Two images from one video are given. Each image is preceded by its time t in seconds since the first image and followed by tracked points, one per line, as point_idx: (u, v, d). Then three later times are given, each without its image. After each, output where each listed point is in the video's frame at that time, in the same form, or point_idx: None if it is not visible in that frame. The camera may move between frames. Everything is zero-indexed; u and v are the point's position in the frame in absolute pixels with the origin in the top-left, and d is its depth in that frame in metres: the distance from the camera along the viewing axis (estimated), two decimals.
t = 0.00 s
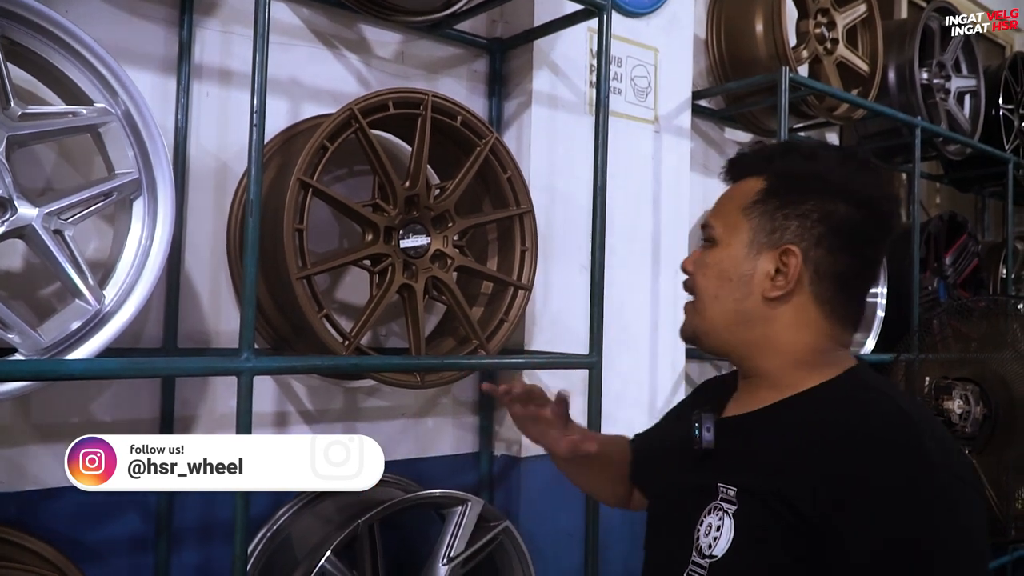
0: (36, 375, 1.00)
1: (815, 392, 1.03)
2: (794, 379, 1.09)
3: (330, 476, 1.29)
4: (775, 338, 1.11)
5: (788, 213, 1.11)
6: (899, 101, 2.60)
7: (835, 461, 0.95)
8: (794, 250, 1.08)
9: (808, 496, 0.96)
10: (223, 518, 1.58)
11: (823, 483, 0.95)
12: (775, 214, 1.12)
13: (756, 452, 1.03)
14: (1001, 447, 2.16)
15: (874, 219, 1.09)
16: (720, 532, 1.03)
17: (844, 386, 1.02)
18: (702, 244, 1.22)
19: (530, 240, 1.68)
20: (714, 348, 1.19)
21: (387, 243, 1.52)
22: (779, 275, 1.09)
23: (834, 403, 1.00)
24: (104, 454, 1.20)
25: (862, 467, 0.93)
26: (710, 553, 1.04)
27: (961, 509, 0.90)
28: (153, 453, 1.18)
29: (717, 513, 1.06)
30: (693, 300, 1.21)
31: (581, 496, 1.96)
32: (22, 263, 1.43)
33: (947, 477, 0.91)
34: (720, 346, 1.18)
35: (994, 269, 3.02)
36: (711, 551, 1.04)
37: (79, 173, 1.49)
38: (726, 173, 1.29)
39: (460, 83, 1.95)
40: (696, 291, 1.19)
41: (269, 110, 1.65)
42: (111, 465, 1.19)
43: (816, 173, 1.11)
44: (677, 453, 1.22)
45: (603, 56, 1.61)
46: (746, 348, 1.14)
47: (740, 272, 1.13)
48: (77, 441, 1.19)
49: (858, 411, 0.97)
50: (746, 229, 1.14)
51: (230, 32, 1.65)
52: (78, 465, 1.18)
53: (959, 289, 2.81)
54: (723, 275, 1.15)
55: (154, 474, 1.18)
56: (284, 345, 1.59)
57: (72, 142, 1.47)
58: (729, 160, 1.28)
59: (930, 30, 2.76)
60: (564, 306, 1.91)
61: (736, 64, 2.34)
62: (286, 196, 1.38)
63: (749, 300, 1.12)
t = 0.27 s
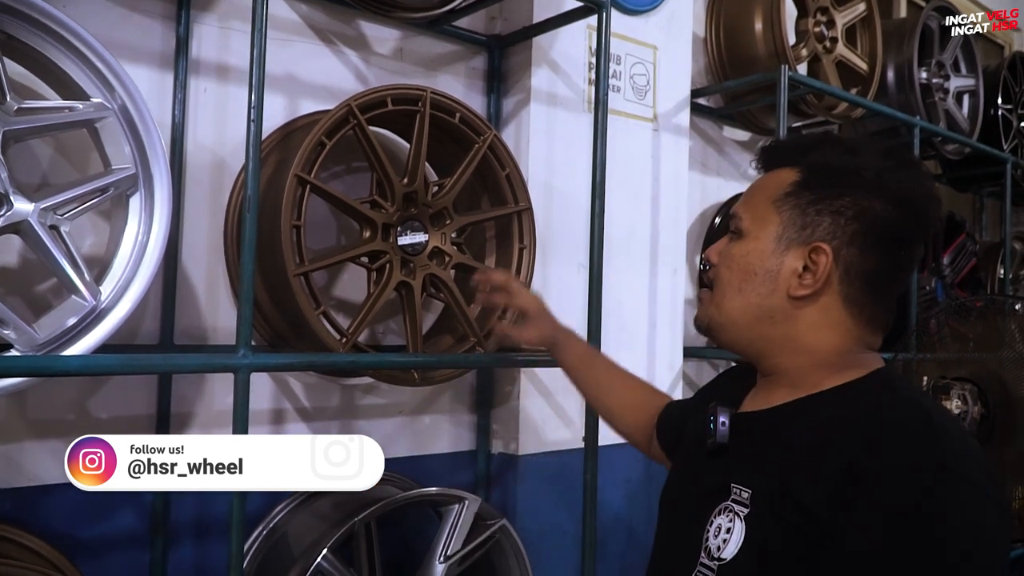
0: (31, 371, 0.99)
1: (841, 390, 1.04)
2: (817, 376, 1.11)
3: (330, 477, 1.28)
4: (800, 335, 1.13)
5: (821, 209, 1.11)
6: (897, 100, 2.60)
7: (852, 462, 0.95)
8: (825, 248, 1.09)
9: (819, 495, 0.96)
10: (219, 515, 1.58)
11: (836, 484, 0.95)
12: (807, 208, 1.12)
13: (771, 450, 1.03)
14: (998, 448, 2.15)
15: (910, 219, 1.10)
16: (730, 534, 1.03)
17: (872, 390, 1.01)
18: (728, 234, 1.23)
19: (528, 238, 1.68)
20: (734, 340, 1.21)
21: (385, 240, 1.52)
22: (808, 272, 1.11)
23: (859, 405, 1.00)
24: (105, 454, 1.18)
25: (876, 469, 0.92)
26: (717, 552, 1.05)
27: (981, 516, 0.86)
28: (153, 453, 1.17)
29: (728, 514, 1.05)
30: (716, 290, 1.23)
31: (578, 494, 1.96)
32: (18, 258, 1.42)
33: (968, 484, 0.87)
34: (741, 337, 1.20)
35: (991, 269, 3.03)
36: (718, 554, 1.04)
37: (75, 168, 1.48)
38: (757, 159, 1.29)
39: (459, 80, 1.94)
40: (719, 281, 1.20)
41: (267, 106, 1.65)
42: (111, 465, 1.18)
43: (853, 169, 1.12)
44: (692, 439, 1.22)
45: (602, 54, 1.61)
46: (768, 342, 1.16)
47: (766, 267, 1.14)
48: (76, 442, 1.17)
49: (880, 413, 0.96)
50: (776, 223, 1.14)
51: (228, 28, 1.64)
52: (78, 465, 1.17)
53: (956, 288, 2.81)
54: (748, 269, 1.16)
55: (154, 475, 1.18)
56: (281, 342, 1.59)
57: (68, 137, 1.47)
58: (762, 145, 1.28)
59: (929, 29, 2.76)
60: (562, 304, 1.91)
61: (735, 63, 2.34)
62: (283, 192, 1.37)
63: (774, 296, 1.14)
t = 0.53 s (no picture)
0: (26, 368, 0.99)
1: (840, 395, 1.04)
2: (815, 378, 1.12)
3: (330, 477, 1.28)
4: (798, 335, 1.13)
5: (819, 209, 1.11)
6: (896, 100, 2.60)
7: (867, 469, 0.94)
8: (823, 249, 1.09)
9: (827, 502, 0.96)
10: (214, 513, 1.58)
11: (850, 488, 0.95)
12: (805, 208, 1.12)
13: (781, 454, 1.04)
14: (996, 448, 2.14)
15: (909, 218, 1.10)
16: (732, 541, 1.04)
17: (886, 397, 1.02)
18: (725, 233, 1.23)
19: (525, 236, 1.67)
20: (731, 339, 1.22)
21: (382, 237, 1.51)
22: (806, 273, 1.11)
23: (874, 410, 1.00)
24: (104, 454, 1.18)
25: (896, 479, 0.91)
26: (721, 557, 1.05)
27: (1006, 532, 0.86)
28: (153, 454, 1.17)
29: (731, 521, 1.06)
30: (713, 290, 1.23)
31: (575, 493, 1.96)
32: (13, 254, 1.42)
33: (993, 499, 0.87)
34: (739, 337, 1.20)
35: (989, 268, 3.02)
36: (721, 561, 1.05)
37: (70, 164, 1.47)
38: (758, 157, 1.29)
39: (457, 77, 1.93)
40: (716, 281, 1.21)
41: (264, 103, 1.64)
42: (111, 465, 1.17)
43: (851, 168, 1.12)
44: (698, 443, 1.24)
45: (600, 51, 1.60)
46: (765, 342, 1.17)
47: (762, 268, 1.15)
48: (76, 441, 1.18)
49: (888, 414, 0.97)
50: (773, 223, 1.15)
51: (225, 23, 1.63)
52: (77, 465, 1.17)
53: (953, 288, 2.81)
54: (745, 269, 1.16)
55: (154, 475, 1.18)
56: (277, 339, 1.58)
57: (63, 132, 1.46)
58: (759, 142, 1.28)
59: (927, 28, 2.76)
60: (560, 302, 1.90)
61: (734, 61, 2.34)
62: (280, 189, 1.37)
63: (771, 297, 1.14)
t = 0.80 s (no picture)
0: (22, 365, 0.98)
1: (835, 394, 1.05)
2: (810, 377, 1.13)
3: (330, 477, 1.28)
4: (791, 334, 1.14)
5: (809, 209, 1.11)
6: (894, 97, 2.60)
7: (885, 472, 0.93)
8: (813, 248, 1.10)
9: (828, 501, 0.96)
10: (212, 511, 1.57)
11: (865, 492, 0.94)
12: (794, 208, 1.13)
13: (782, 455, 1.05)
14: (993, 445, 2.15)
15: (899, 213, 1.10)
16: (732, 547, 1.06)
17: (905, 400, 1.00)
18: (715, 234, 1.24)
19: (523, 234, 1.67)
20: (724, 339, 1.23)
21: (379, 234, 1.51)
22: (797, 272, 1.12)
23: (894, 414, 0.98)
24: (104, 454, 1.18)
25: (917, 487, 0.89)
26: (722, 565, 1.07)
27: None
28: (153, 453, 1.17)
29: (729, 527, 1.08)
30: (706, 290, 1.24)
31: (573, 490, 1.95)
32: (10, 252, 1.41)
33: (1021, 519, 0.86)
34: (733, 337, 1.21)
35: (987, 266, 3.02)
36: (722, 566, 1.06)
37: (67, 161, 1.47)
38: (745, 156, 1.30)
39: (454, 74, 1.93)
40: (709, 283, 1.22)
41: (261, 100, 1.64)
42: (112, 465, 1.17)
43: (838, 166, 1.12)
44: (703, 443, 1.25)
45: (598, 49, 1.60)
46: (758, 341, 1.18)
47: (753, 268, 1.15)
48: (77, 443, 1.17)
49: (889, 412, 0.98)
50: (763, 223, 1.15)
51: (221, 20, 1.63)
52: (78, 465, 1.17)
53: (952, 286, 2.81)
54: (736, 270, 1.17)
55: (154, 475, 1.17)
56: (274, 337, 1.58)
57: (60, 129, 1.45)
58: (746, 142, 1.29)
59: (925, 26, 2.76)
60: (557, 299, 1.90)
61: (732, 59, 2.33)
62: (277, 186, 1.36)
63: (764, 296, 1.15)
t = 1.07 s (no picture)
0: (21, 364, 0.98)
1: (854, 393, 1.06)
2: (839, 372, 1.13)
3: (330, 476, 1.28)
4: (823, 326, 1.14)
5: (853, 205, 1.11)
6: (892, 94, 2.60)
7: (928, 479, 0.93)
8: (857, 243, 1.09)
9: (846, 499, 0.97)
10: (211, 511, 1.57)
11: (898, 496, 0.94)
12: (838, 202, 1.12)
13: (789, 456, 1.05)
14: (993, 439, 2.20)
15: (941, 222, 1.10)
16: (759, 540, 1.03)
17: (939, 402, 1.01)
18: (751, 222, 1.23)
19: (521, 232, 1.67)
20: (752, 326, 1.22)
21: (378, 233, 1.51)
22: (839, 265, 1.11)
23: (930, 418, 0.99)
24: (104, 454, 1.19)
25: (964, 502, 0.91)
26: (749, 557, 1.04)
27: None
28: (153, 453, 1.17)
29: (757, 519, 1.05)
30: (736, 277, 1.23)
31: (572, 488, 1.95)
32: (7, 251, 1.41)
33: None
34: (762, 324, 1.20)
35: (985, 262, 3.02)
36: (749, 560, 1.04)
37: (65, 160, 1.47)
38: (784, 149, 1.29)
39: (452, 72, 1.93)
40: (741, 269, 1.21)
41: (259, 98, 1.63)
42: (111, 464, 1.17)
43: (885, 166, 1.11)
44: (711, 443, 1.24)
45: (596, 47, 1.60)
46: (788, 330, 1.18)
47: (791, 258, 1.15)
48: (76, 441, 1.18)
49: (904, 410, 0.99)
50: (805, 214, 1.14)
51: (219, 19, 1.63)
52: (78, 465, 1.17)
53: (950, 283, 2.81)
54: (772, 258, 1.16)
55: (154, 474, 1.17)
56: (273, 335, 1.58)
57: (57, 128, 1.45)
58: (788, 136, 1.27)
59: (923, 23, 2.76)
60: (555, 297, 1.90)
61: (729, 56, 2.33)
62: (275, 184, 1.36)
63: (799, 287, 1.14)
